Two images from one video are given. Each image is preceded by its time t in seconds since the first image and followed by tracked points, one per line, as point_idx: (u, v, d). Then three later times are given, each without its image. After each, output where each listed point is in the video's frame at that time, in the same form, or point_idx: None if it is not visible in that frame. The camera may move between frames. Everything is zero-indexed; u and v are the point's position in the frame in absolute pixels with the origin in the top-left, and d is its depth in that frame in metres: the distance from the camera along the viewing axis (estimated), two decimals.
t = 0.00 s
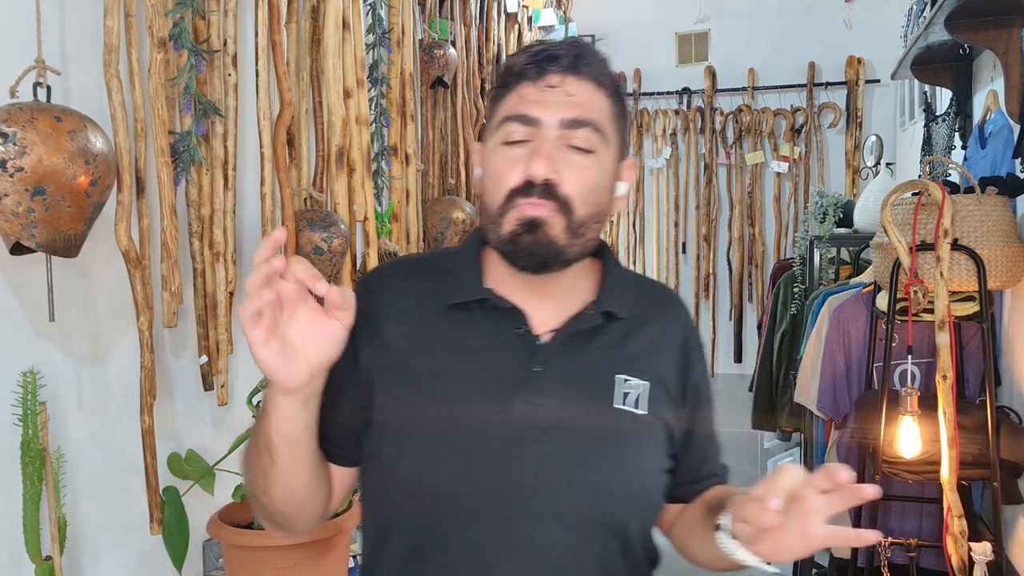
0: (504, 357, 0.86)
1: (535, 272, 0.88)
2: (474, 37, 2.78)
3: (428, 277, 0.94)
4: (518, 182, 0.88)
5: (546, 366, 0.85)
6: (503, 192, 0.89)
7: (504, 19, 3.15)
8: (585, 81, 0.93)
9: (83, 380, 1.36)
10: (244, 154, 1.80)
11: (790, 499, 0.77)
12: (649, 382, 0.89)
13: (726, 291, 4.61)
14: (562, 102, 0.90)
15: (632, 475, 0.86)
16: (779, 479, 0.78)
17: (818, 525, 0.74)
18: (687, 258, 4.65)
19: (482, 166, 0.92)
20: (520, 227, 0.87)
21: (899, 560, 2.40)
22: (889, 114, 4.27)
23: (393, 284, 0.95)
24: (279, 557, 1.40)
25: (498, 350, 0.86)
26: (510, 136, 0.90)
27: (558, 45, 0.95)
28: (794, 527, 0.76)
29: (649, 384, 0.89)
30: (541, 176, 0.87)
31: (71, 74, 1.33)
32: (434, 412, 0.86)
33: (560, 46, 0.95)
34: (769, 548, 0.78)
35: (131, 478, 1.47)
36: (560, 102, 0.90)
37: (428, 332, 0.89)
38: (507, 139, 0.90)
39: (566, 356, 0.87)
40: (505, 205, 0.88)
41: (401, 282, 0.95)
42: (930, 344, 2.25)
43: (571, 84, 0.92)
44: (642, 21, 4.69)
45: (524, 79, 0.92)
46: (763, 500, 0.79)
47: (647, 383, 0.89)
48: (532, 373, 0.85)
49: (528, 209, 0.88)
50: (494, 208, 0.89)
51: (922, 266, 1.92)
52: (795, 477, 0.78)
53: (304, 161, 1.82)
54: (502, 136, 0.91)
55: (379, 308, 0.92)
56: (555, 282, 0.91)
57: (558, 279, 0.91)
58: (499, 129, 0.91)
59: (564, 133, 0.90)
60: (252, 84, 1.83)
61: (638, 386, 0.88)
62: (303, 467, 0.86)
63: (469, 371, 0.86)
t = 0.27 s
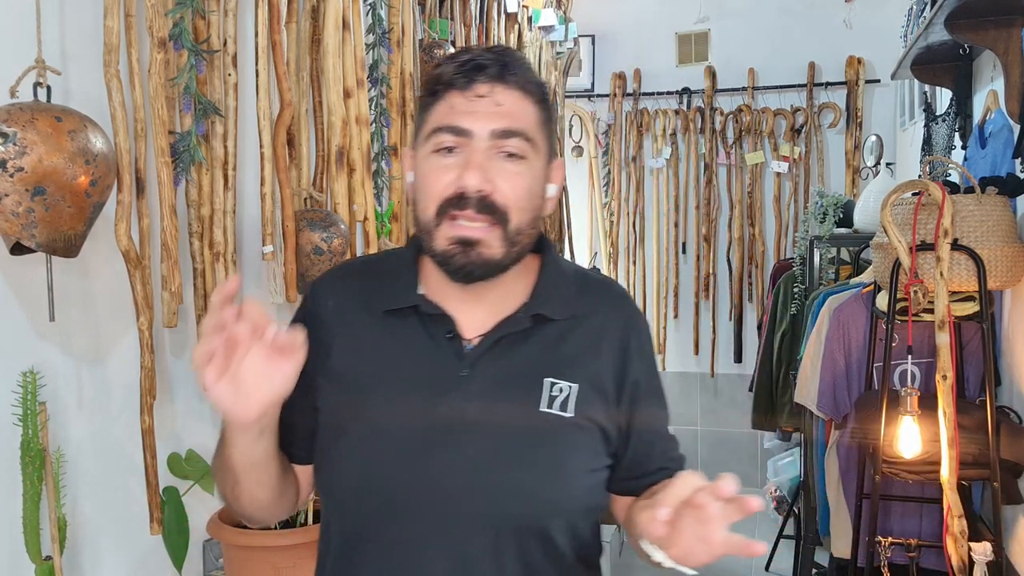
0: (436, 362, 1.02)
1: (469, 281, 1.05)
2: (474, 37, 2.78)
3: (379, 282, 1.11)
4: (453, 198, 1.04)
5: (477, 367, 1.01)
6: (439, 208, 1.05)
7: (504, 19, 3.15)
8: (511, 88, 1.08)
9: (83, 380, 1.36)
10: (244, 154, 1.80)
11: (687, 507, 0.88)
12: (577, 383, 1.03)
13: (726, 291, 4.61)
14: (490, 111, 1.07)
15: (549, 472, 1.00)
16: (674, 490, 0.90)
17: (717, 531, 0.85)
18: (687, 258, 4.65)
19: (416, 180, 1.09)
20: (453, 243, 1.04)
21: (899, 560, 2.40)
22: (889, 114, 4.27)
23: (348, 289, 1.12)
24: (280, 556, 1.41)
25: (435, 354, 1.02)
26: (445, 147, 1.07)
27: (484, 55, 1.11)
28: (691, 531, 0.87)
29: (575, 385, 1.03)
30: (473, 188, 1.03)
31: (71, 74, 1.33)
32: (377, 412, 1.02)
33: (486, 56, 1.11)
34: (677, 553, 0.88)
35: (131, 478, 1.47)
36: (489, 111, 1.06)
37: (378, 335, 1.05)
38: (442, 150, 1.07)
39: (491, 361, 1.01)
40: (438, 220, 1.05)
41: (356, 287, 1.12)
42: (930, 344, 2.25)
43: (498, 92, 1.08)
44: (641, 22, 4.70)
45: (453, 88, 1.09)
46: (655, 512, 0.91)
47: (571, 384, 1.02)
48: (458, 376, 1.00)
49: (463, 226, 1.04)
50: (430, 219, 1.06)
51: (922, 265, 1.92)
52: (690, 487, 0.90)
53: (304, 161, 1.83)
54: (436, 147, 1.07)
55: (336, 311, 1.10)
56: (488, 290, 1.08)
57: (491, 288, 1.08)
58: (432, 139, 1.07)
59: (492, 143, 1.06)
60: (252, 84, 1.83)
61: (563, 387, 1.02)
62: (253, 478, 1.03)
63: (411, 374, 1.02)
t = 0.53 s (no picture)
0: (394, 366, 1.09)
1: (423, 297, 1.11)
2: (474, 37, 2.78)
3: (341, 294, 1.18)
4: (398, 216, 1.09)
5: (432, 370, 1.07)
6: (388, 225, 1.10)
7: (504, 19, 3.15)
8: (447, 100, 1.12)
9: (83, 380, 1.36)
10: (244, 154, 1.80)
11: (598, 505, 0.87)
12: (531, 382, 1.08)
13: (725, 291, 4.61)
14: (427, 126, 1.10)
15: (505, 467, 1.05)
16: (573, 492, 0.87)
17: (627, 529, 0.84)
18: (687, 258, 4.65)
19: (362, 198, 1.13)
20: (406, 262, 1.08)
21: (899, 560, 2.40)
22: (889, 115, 4.27)
23: (312, 303, 1.20)
24: (280, 557, 1.42)
25: (393, 360, 1.09)
26: (387, 164, 1.11)
27: (416, 68, 1.15)
28: (601, 530, 0.86)
29: (527, 384, 1.08)
30: (418, 206, 1.08)
31: (71, 74, 1.33)
32: (343, 415, 1.09)
33: (419, 69, 1.14)
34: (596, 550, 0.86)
35: (131, 477, 1.47)
36: (427, 126, 1.10)
37: (340, 343, 1.13)
38: (384, 167, 1.11)
39: (448, 363, 1.08)
40: (388, 240, 1.10)
41: (320, 300, 1.20)
42: (930, 344, 2.25)
43: (434, 106, 1.11)
44: (641, 22, 4.70)
45: (389, 104, 1.12)
46: (553, 514, 0.86)
47: (524, 383, 1.08)
48: (415, 381, 1.07)
49: (413, 242, 1.09)
50: (380, 236, 1.11)
51: (922, 265, 1.92)
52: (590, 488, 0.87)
53: (304, 161, 1.82)
54: (378, 164, 1.12)
55: (299, 325, 1.19)
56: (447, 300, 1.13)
57: (450, 299, 1.13)
58: (373, 157, 1.12)
59: (432, 158, 1.10)
60: (252, 84, 1.83)
61: (515, 385, 1.08)
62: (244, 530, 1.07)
63: (371, 380, 1.09)
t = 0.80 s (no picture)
0: (373, 367, 1.10)
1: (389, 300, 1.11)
2: (474, 37, 2.78)
3: (317, 299, 1.20)
4: (357, 228, 1.09)
5: (409, 369, 1.08)
6: (347, 238, 1.10)
7: (504, 19, 3.15)
8: (396, 110, 1.10)
9: (83, 380, 1.36)
10: (244, 153, 1.80)
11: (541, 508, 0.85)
12: (507, 375, 1.09)
13: (725, 291, 4.61)
14: (378, 137, 1.09)
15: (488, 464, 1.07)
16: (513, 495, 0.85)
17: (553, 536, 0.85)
18: (687, 258, 4.65)
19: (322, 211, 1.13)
20: (369, 272, 1.09)
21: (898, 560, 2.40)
22: (889, 115, 4.27)
23: (287, 308, 1.21)
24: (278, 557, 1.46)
25: (370, 362, 1.10)
26: (342, 177, 1.11)
27: (362, 77, 1.13)
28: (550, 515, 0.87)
29: (504, 376, 1.09)
30: (376, 218, 1.08)
31: (71, 74, 1.33)
32: (320, 415, 1.10)
33: (364, 80, 1.12)
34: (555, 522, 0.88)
35: (131, 477, 1.47)
36: (377, 138, 1.09)
37: (318, 348, 1.14)
38: (340, 180, 1.11)
39: (425, 360, 1.09)
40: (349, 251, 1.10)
41: (295, 306, 1.21)
42: (930, 344, 2.25)
43: (383, 117, 1.10)
44: (641, 22, 4.70)
45: (338, 118, 1.11)
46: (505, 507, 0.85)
47: (500, 376, 1.09)
48: (392, 381, 1.08)
49: (375, 249, 1.08)
50: (342, 247, 1.11)
51: (922, 265, 1.92)
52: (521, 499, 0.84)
53: (304, 161, 1.82)
54: (333, 177, 1.11)
55: (274, 332, 1.20)
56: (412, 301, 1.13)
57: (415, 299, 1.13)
58: (329, 170, 1.11)
59: (386, 168, 1.09)
60: (252, 84, 1.83)
61: (492, 379, 1.09)
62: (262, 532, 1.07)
63: (348, 382, 1.10)
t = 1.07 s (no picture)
0: (372, 368, 1.11)
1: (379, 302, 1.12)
2: (474, 37, 2.78)
3: (311, 304, 1.20)
4: (346, 233, 1.09)
5: (407, 368, 1.09)
6: (335, 243, 1.10)
7: (504, 19, 3.15)
8: (376, 114, 1.09)
9: (83, 380, 1.36)
10: (244, 153, 1.80)
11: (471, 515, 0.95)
12: (504, 370, 1.10)
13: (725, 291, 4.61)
14: (361, 142, 1.09)
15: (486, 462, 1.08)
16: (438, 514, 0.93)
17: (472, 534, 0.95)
18: (687, 258, 4.65)
19: (310, 216, 1.14)
20: (358, 274, 1.09)
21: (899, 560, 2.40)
22: (889, 115, 4.27)
23: (279, 313, 1.21)
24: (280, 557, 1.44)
25: (367, 364, 1.11)
26: (328, 182, 1.11)
27: (340, 83, 1.12)
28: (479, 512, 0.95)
29: (500, 371, 1.09)
30: (362, 221, 1.08)
31: (72, 74, 1.33)
32: (321, 416, 1.11)
33: (343, 85, 1.11)
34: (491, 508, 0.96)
35: (131, 478, 1.47)
36: (360, 143, 1.08)
37: (316, 353, 1.14)
38: (327, 185, 1.11)
39: (422, 359, 1.10)
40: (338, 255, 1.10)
41: (288, 312, 1.21)
42: (930, 344, 2.25)
43: (365, 123, 1.09)
44: (641, 22, 4.69)
45: (320, 125, 1.10)
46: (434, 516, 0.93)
47: (497, 371, 1.09)
48: (391, 381, 1.09)
49: (364, 254, 1.09)
50: (330, 250, 1.11)
51: (922, 265, 1.92)
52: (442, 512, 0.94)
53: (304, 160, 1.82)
54: (320, 183, 1.12)
55: (265, 338, 1.20)
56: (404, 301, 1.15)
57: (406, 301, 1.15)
58: (315, 177, 1.11)
59: (370, 172, 1.09)
60: (251, 84, 1.83)
61: (489, 374, 1.09)
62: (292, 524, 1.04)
63: (346, 383, 1.11)
